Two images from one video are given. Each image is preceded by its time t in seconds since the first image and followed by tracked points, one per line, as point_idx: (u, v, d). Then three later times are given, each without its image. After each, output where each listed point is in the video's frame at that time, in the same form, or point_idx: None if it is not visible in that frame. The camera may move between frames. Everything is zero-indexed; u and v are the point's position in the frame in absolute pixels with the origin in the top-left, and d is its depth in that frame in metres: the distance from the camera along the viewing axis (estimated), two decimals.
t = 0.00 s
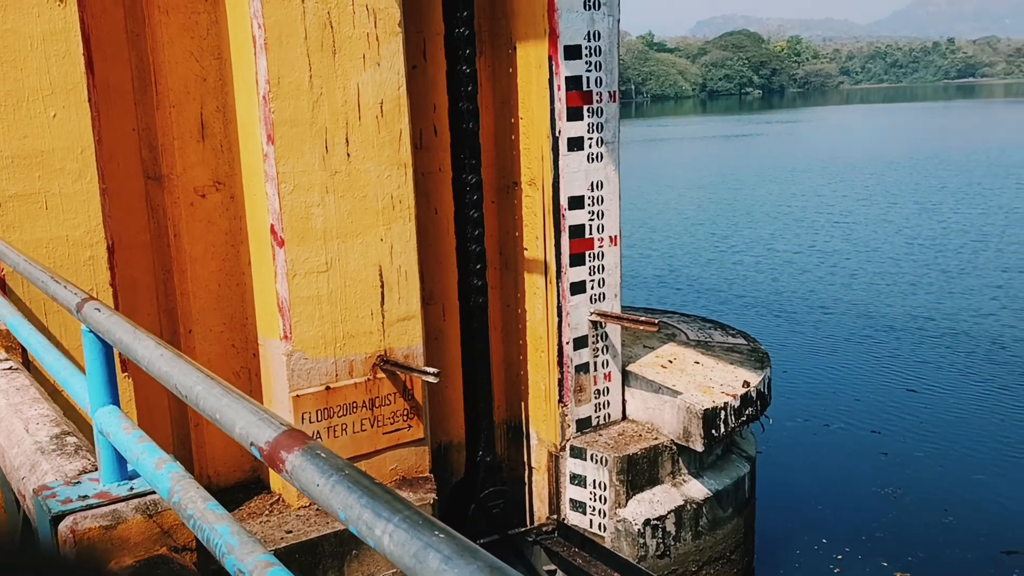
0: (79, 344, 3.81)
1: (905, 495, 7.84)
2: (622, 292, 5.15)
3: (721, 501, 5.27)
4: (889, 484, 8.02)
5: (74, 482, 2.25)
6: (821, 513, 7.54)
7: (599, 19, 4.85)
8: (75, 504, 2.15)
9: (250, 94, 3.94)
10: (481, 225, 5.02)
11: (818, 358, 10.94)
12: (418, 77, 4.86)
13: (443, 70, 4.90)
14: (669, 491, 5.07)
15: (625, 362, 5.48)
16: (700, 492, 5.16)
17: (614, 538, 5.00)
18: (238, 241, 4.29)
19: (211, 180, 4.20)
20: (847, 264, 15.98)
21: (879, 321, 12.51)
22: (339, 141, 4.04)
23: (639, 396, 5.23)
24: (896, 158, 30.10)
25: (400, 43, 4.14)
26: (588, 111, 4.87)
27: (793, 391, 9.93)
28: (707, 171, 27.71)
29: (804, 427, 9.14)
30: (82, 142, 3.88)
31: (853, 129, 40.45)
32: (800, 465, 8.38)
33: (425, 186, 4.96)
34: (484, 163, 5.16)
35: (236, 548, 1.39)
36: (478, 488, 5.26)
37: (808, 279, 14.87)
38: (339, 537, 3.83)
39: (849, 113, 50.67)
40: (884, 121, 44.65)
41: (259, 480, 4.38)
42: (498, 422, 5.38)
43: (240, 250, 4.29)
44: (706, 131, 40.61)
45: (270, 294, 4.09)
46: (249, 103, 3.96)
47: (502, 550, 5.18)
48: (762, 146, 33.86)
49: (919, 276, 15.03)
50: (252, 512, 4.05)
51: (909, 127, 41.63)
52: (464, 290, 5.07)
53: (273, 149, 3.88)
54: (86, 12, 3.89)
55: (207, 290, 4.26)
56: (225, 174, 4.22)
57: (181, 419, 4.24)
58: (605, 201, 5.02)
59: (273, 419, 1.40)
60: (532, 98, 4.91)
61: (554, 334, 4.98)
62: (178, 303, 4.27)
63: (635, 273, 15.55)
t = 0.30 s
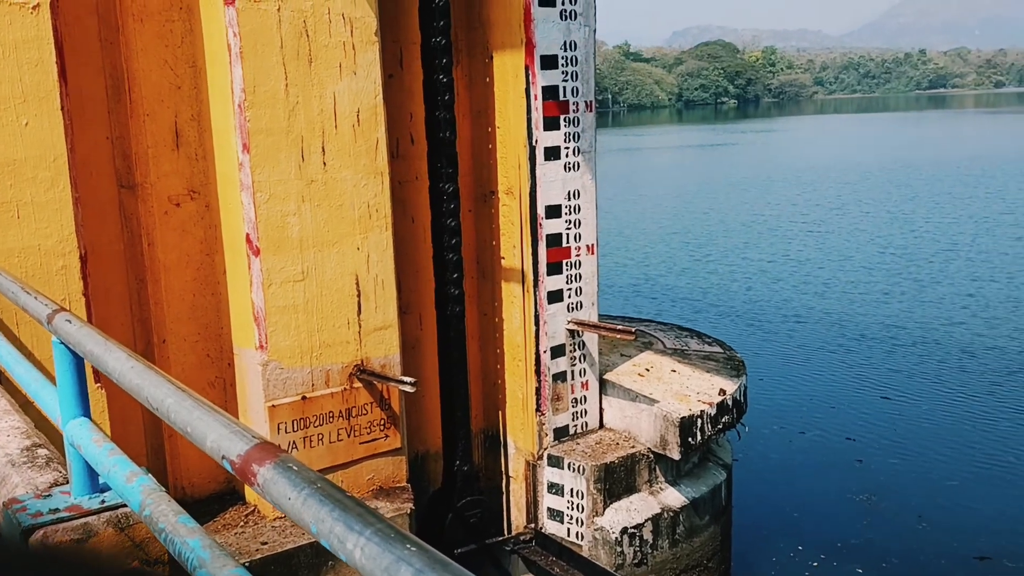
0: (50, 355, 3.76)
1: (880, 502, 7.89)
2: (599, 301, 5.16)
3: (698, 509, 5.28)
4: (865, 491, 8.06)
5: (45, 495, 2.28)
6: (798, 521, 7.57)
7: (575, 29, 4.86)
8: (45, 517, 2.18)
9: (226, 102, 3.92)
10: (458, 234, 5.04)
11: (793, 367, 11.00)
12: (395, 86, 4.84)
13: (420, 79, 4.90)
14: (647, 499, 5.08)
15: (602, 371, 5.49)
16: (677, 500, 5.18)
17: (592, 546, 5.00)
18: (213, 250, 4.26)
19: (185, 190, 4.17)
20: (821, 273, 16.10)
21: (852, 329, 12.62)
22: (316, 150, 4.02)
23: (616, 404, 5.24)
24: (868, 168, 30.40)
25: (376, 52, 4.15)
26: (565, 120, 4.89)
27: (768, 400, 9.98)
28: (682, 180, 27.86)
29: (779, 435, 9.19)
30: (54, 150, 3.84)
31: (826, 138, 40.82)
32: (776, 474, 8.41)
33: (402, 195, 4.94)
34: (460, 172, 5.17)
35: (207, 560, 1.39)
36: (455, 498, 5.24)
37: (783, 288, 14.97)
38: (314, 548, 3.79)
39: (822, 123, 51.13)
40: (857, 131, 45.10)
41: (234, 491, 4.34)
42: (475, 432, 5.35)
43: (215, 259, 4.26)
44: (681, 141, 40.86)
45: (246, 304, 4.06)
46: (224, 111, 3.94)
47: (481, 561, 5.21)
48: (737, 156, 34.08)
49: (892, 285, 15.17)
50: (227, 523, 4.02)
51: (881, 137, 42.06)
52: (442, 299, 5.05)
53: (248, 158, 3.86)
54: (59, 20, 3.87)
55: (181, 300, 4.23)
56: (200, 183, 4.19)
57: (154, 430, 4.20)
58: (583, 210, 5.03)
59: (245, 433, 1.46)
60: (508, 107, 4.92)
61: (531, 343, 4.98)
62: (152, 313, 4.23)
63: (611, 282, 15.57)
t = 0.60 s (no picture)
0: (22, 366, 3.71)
1: (856, 509, 7.94)
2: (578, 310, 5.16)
3: (676, 517, 5.29)
4: (841, 498, 8.11)
5: (17, 508, 2.32)
6: (775, 528, 7.60)
7: (553, 39, 4.88)
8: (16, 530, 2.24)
9: (202, 111, 3.90)
10: (436, 243, 5.03)
11: (770, 375, 11.06)
12: (373, 94, 4.83)
13: (398, 88, 4.90)
14: (625, 508, 5.08)
15: (581, 379, 5.49)
16: (655, 508, 5.18)
17: (570, 556, 4.97)
18: (188, 259, 4.24)
19: (161, 198, 4.15)
20: (797, 282, 16.22)
21: (827, 337, 12.71)
22: (293, 159, 4.01)
23: (595, 413, 5.24)
24: (843, 178, 30.68)
25: (354, 61, 4.15)
26: (543, 129, 4.89)
27: (746, 408, 10.03)
28: (659, 190, 28.00)
29: (757, 443, 9.24)
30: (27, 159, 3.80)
31: (802, 148, 41.19)
32: (754, 482, 8.44)
33: (381, 205, 4.93)
34: (439, 181, 5.17)
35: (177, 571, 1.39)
36: (434, 508, 5.24)
37: (759, 296, 15.07)
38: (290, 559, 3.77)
39: (797, 133, 51.54)
40: (832, 141, 45.50)
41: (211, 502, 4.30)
42: (454, 441, 5.36)
43: (190, 268, 4.24)
44: (659, 150, 41.10)
45: (222, 314, 4.03)
46: (200, 119, 3.92)
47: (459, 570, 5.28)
48: (714, 165, 34.30)
49: (867, 294, 15.30)
50: (202, 535, 3.97)
51: (856, 146, 42.49)
52: (419, 308, 5.05)
53: (224, 166, 3.84)
54: (34, 27, 3.84)
55: (157, 309, 4.20)
56: (176, 191, 4.17)
57: (129, 441, 4.15)
58: (561, 219, 5.04)
59: (216, 446, 1.48)
60: (487, 116, 4.92)
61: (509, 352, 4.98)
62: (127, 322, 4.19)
63: (589, 291, 15.60)
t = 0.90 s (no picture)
0: None
1: (832, 517, 7.98)
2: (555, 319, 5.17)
3: (654, 526, 5.29)
4: (817, 506, 8.15)
5: None
6: (752, 536, 7.63)
7: (530, 49, 4.89)
8: None
9: (176, 120, 3.88)
10: (412, 252, 4.98)
11: (745, 384, 11.12)
12: (349, 103, 4.86)
13: (374, 97, 4.92)
14: (602, 517, 5.07)
15: (558, 389, 5.49)
16: (632, 517, 5.18)
17: (547, 565, 4.96)
18: (162, 268, 4.21)
19: (134, 207, 4.12)
20: (772, 291, 16.32)
21: (803, 346, 12.80)
22: (268, 168, 4.00)
23: (572, 422, 5.24)
24: (818, 187, 30.93)
25: (331, 70, 4.14)
26: (519, 139, 4.90)
27: (722, 417, 10.08)
28: (636, 199, 28.10)
29: (733, 451, 9.28)
30: None
31: (776, 159, 41.53)
32: (731, 490, 8.47)
33: (357, 214, 4.95)
34: (415, 190, 5.18)
35: None
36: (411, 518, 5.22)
37: (735, 306, 15.15)
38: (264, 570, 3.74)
39: (772, 143, 51.99)
40: (807, 151, 45.88)
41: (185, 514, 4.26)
42: (431, 451, 5.34)
43: (164, 277, 4.22)
44: (636, 160, 41.26)
45: (197, 325, 4.00)
46: (175, 128, 3.89)
47: None
48: (690, 175, 34.51)
49: (841, 303, 15.42)
50: (176, 548, 3.92)
51: (830, 157, 42.90)
52: (396, 317, 5.01)
53: (199, 175, 3.81)
54: (6, 35, 3.80)
55: (130, 319, 4.16)
56: (150, 200, 4.15)
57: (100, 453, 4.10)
58: (538, 228, 5.05)
59: (180, 459, 1.57)
60: (463, 126, 4.93)
61: (487, 361, 4.97)
62: (99, 331, 4.13)
63: (566, 300, 15.62)
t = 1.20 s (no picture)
0: None
1: (805, 525, 8.02)
2: (529, 329, 5.16)
3: (628, 536, 5.29)
4: (790, 514, 8.19)
5: None
6: (726, 546, 7.65)
7: (504, 60, 4.90)
8: None
9: (147, 129, 3.84)
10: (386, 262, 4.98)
11: (718, 394, 11.17)
12: (322, 113, 4.87)
13: (348, 108, 4.92)
14: (577, 527, 5.06)
15: (533, 399, 5.48)
16: (607, 527, 5.17)
17: None
18: (132, 278, 4.15)
19: (104, 217, 4.07)
20: (745, 301, 16.42)
21: (775, 356, 12.88)
22: (241, 178, 3.97)
23: (546, 432, 5.23)
24: (790, 198, 31.20)
25: (304, 80, 4.13)
26: (494, 149, 4.90)
27: (695, 427, 10.11)
28: (611, 210, 28.19)
29: (707, 461, 9.32)
30: None
31: (750, 170, 41.83)
32: (704, 500, 8.49)
33: (330, 224, 4.93)
34: (389, 200, 5.16)
35: None
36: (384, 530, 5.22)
37: (708, 316, 15.22)
38: None
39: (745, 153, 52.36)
40: (780, 163, 46.27)
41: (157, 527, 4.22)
42: (404, 462, 5.33)
43: (135, 288, 4.16)
44: (610, 170, 41.41)
45: (167, 335, 3.96)
46: (145, 137, 3.86)
47: None
48: (663, 186, 34.69)
49: (813, 313, 15.54)
50: (146, 560, 3.87)
51: (802, 168, 43.28)
52: (370, 327, 4.99)
53: (170, 185, 3.78)
54: None
55: (99, 330, 4.11)
56: (119, 210, 4.10)
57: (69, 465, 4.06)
58: (512, 238, 5.05)
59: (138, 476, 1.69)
60: (437, 135, 4.92)
61: (461, 372, 4.96)
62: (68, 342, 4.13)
63: (540, 310, 15.62)
